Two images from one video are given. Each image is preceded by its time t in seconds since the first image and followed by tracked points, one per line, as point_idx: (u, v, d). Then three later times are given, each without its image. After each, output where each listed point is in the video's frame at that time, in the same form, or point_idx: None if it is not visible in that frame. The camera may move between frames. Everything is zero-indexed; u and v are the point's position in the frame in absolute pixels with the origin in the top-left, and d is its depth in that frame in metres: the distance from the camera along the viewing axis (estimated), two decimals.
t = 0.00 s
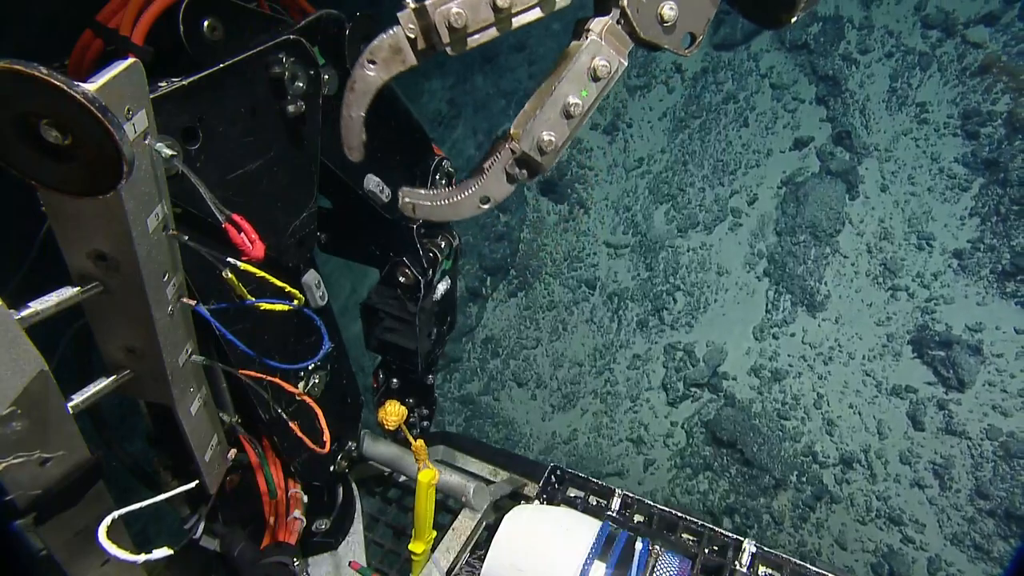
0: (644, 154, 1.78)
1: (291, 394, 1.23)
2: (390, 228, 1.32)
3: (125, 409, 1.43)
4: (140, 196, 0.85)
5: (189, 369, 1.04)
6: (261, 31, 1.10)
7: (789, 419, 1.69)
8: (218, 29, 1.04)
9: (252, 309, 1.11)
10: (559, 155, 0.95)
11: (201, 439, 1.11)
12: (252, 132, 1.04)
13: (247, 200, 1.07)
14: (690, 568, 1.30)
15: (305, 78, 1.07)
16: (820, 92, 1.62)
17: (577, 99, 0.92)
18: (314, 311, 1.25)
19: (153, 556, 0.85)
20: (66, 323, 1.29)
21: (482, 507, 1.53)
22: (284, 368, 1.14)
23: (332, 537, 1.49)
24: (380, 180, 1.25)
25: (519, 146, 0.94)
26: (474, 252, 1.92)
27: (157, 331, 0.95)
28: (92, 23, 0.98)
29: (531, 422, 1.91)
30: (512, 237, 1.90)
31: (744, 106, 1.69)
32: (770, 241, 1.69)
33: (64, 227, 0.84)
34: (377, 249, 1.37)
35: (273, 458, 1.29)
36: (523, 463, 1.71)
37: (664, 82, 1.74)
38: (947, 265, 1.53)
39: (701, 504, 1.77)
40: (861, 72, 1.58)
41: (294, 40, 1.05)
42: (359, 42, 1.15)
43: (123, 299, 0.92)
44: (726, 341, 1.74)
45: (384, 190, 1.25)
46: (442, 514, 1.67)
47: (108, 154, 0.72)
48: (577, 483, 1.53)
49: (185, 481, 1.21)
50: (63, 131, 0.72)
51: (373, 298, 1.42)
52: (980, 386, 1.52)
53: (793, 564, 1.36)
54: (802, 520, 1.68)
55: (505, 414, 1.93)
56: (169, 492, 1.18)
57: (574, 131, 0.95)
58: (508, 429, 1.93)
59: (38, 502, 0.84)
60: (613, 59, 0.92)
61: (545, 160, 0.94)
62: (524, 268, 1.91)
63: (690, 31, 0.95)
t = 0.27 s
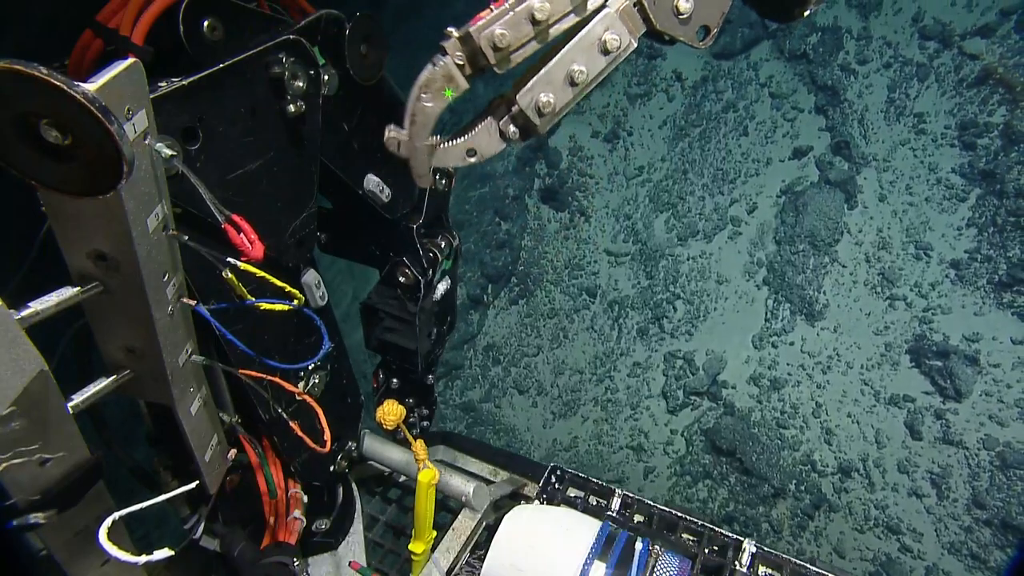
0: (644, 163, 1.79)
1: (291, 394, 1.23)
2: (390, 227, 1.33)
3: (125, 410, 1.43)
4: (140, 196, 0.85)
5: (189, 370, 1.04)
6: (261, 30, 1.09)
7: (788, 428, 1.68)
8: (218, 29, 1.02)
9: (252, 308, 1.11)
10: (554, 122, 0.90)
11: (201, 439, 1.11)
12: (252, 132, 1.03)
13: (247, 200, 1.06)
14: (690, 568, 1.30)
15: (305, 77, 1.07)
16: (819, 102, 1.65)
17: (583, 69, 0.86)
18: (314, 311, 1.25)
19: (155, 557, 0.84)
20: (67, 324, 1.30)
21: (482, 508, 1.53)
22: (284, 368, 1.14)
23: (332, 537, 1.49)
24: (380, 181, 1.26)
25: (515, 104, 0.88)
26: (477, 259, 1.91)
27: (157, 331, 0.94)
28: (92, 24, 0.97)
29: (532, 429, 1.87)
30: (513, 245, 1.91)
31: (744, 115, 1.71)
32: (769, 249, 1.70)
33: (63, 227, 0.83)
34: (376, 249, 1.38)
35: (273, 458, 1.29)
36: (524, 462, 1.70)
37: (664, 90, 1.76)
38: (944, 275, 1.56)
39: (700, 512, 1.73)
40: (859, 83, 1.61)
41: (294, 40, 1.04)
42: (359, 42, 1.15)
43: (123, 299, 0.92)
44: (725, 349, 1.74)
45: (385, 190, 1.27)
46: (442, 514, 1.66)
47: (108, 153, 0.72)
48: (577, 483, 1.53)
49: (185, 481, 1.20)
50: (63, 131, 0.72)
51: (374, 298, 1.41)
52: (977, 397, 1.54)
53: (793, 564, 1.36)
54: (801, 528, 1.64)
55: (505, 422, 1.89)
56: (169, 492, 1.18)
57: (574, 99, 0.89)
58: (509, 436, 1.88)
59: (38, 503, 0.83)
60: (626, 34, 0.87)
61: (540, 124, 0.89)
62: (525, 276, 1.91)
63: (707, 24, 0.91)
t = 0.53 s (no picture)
0: (644, 171, 1.80)
1: (291, 394, 1.23)
2: (390, 227, 1.32)
3: (125, 410, 1.43)
4: (140, 196, 0.85)
5: (189, 370, 1.04)
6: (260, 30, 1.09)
7: (786, 437, 1.70)
8: (218, 29, 1.02)
9: (253, 310, 1.12)
10: (567, 101, 1.05)
11: (201, 439, 1.11)
12: (252, 132, 1.04)
13: (248, 200, 1.07)
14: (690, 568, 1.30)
15: (305, 77, 1.07)
16: (818, 111, 1.64)
17: (598, 53, 1.01)
18: (314, 311, 1.26)
19: (155, 558, 0.85)
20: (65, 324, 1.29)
21: (481, 507, 1.53)
22: (283, 368, 1.14)
23: (332, 537, 1.50)
24: (381, 181, 1.26)
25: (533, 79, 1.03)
26: (479, 269, 1.95)
27: (157, 331, 0.95)
28: (91, 23, 0.98)
29: (534, 436, 1.91)
30: (514, 252, 1.92)
31: (743, 124, 1.71)
32: (769, 258, 1.71)
33: (64, 227, 0.84)
34: (377, 249, 1.37)
35: (273, 458, 1.30)
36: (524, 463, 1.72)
37: (664, 99, 1.77)
38: (941, 285, 1.55)
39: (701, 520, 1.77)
40: (858, 92, 1.60)
41: (293, 40, 1.05)
42: (359, 42, 1.13)
43: (124, 299, 0.92)
44: (725, 357, 1.75)
45: (385, 191, 1.27)
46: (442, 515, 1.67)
47: (108, 153, 0.73)
48: (577, 483, 1.53)
49: (185, 480, 1.21)
50: (63, 131, 0.72)
51: (373, 298, 1.41)
52: (974, 406, 1.54)
53: (793, 563, 1.36)
54: (799, 536, 1.68)
55: (506, 428, 1.93)
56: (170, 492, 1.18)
57: (590, 81, 1.04)
58: (511, 443, 1.92)
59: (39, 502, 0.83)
60: (642, 26, 1.01)
61: (553, 102, 1.04)
62: (526, 283, 1.92)
63: (721, 21, 1.03)
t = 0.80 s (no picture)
0: (644, 179, 1.81)
1: (291, 394, 1.23)
2: (390, 227, 1.32)
3: (126, 411, 1.43)
4: (141, 196, 0.85)
5: (189, 370, 1.04)
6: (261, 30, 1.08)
7: (785, 445, 1.71)
8: (218, 29, 1.02)
9: (255, 311, 1.11)
10: (587, 94, 1.06)
11: (202, 438, 1.11)
12: (253, 132, 1.03)
13: (248, 199, 1.07)
14: (690, 569, 1.31)
15: (305, 77, 1.07)
16: (817, 120, 1.65)
17: (616, 48, 1.02)
18: (314, 311, 1.25)
19: (157, 560, 0.85)
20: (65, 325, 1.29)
21: (481, 509, 1.52)
22: (284, 368, 1.14)
23: (332, 537, 1.50)
24: (381, 181, 1.26)
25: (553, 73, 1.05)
26: (482, 274, 1.94)
27: (158, 331, 0.95)
28: (92, 23, 0.97)
29: (538, 442, 1.91)
30: (520, 257, 1.92)
31: (742, 132, 1.72)
32: (768, 266, 1.72)
33: (65, 227, 0.84)
34: (377, 249, 1.36)
35: (273, 458, 1.29)
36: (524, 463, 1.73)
37: (665, 106, 1.77)
38: (939, 294, 1.56)
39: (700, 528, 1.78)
40: (857, 101, 1.61)
41: (293, 40, 1.04)
42: (359, 41, 1.13)
43: (125, 299, 0.92)
44: (724, 366, 1.76)
45: (385, 191, 1.27)
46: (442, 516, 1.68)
47: (109, 153, 0.73)
48: (578, 484, 1.55)
49: (185, 482, 1.21)
50: (63, 131, 0.72)
51: (373, 298, 1.41)
52: (972, 415, 1.54)
53: (793, 565, 1.36)
54: (797, 544, 1.69)
55: (509, 433, 1.94)
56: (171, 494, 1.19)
57: (609, 74, 1.05)
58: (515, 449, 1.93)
59: (39, 503, 0.83)
60: (659, 22, 1.02)
61: (574, 95, 1.05)
62: (533, 286, 1.93)
63: (735, 18, 1.04)
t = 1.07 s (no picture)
0: (645, 186, 1.82)
1: (291, 394, 1.22)
2: (391, 228, 1.32)
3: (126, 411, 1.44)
4: (141, 196, 0.83)
5: (189, 370, 1.03)
6: (261, 30, 1.07)
7: (784, 453, 1.71)
8: (218, 29, 1.01)
9: (253, 311, 1.10)
10: (590, 105, 1.09)
11: (202, 438, 1.11)
12: (252, 132, 1.01)
13: (249, 199, 1.05)
14: (690, 571, 1.32)
15: (305, 77, 1.05)
16: (816, 128, 1.67)
17: (618, 63, 1.05)
18: (314, 311, 1.24)
19: (158, 563, 0.85)
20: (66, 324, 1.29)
21: (481, 509, 1.52)
22: (283, 368, 1.13)
23: (332, 537, 1.49)
24: (381, 181, 1.27)
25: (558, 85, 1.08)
26: (484, 280, 1.94)
27: (158, 331, 0.93)
28: (92, 23, 0.96)
29: (539, 448, 1.91)
30: (520, 264, 1.93)
31: (741, 140, 1.73)
32: (767, 274, 1.72)
33: (64, 227, 0.82)
34: (377, 250, 1.37)
35: (274, 458, 1.30)
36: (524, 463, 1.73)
37: (665, 114, 1.79)
38: (936, 302, 1.57)
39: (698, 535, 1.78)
40: (855, 109, 1.62)
41: (293, 39, 1.03)
42: (359, 41, 1.12)
43: (124, 299, 0.90)
44: (724, 373, 1.76)
45: (385, 191, 1.27)
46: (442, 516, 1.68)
47: (109, 153, 0.72)
48: (578, 483, 1.54)
49: (185, 483, 1.22)
50: (63, 131, 0.71)
51: (373, 298, 1.42)
52: (968, 423, 1.55)
53: (793, 566, 1.36)
54: (796, 550, 1.69)
55: (511, 439, 1.94)
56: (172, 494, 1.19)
57: (611, 86, 1.08)
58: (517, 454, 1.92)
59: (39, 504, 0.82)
60: (658, 37, 1.04)
61: (578, 106, 1.09)
62: (533, 293, 1.93)
63: (730, 33, 1.05)
